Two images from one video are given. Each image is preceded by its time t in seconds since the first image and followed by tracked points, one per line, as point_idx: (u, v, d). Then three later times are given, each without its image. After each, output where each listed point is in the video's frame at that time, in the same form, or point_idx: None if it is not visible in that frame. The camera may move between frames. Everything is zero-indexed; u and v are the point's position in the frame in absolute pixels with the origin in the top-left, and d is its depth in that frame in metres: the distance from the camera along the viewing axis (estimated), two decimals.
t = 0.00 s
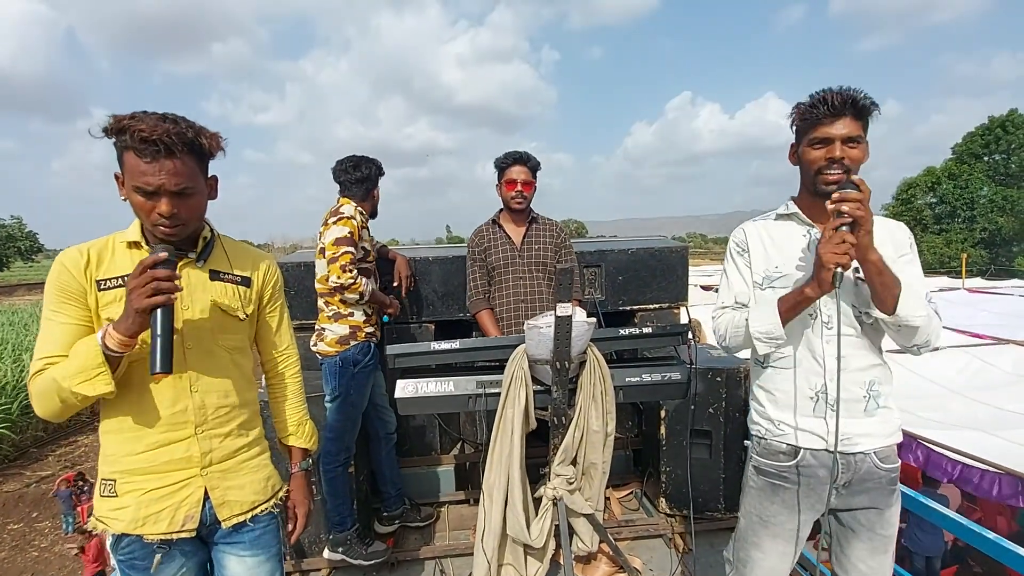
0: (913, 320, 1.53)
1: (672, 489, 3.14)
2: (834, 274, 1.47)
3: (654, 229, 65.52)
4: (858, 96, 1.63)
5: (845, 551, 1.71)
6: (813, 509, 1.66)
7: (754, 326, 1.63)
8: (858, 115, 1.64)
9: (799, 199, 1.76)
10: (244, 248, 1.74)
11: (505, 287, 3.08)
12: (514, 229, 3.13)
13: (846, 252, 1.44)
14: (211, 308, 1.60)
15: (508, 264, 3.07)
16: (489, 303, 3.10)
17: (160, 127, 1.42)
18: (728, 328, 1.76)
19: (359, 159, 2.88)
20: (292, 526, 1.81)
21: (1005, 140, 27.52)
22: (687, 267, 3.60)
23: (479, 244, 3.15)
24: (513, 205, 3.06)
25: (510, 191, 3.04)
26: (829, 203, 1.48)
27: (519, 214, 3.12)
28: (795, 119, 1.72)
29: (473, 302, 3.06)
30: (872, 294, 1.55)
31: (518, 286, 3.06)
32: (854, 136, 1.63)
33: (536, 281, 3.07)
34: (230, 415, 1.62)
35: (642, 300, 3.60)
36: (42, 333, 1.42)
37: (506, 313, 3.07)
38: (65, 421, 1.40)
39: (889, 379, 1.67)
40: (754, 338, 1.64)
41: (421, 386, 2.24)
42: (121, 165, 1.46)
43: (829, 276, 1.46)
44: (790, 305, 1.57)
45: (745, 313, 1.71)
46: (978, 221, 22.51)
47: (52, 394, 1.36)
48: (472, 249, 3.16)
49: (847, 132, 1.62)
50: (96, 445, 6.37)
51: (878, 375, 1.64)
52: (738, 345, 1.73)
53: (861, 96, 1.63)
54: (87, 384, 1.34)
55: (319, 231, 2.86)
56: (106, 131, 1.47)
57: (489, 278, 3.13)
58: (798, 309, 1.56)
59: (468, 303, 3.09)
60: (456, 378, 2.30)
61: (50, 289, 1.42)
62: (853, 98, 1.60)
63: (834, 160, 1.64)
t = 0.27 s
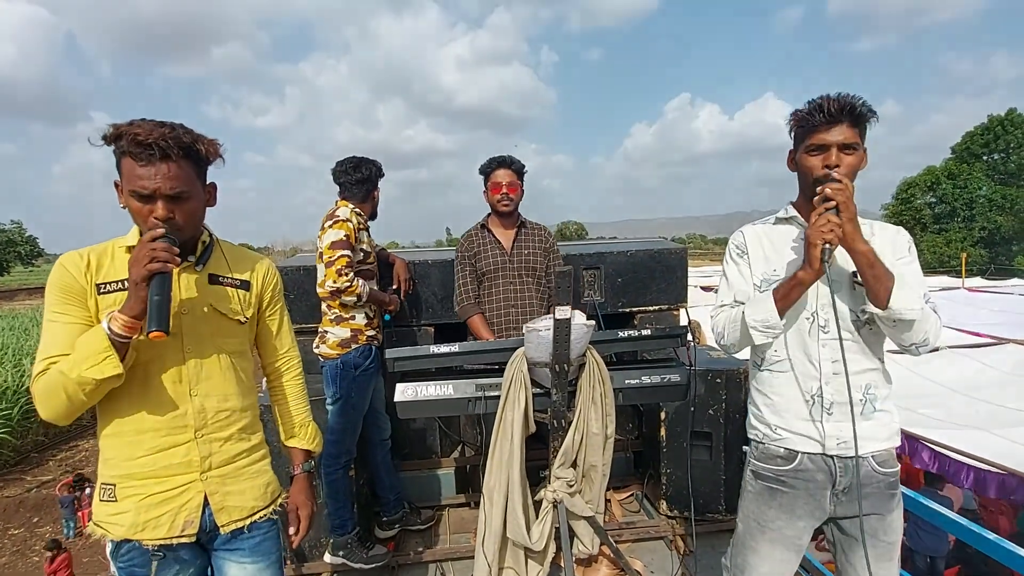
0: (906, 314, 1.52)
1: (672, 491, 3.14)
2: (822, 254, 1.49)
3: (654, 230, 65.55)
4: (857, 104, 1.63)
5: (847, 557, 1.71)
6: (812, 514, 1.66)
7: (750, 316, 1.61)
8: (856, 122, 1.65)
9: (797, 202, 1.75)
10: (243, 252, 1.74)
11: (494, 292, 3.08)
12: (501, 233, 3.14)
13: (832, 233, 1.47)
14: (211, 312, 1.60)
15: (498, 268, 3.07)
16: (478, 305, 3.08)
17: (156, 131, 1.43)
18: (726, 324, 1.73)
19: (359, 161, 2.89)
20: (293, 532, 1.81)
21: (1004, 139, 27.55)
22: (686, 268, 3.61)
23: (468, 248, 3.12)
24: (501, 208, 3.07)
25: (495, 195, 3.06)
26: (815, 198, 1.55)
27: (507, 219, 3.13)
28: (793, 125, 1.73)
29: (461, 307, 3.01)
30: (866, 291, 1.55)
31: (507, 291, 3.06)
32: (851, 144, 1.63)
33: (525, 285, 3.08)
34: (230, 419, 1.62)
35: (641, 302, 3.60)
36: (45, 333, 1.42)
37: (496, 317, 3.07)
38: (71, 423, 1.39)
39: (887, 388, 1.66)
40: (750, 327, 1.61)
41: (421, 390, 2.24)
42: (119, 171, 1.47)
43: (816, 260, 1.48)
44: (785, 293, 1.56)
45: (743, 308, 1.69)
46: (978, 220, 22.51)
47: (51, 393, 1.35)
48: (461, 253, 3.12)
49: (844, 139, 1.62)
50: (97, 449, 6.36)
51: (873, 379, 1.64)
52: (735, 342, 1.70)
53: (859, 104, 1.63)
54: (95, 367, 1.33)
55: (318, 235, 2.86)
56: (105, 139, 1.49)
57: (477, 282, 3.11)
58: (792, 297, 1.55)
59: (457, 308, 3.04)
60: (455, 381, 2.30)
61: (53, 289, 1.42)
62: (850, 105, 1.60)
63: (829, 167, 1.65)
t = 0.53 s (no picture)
0: (908, 309, 1.51)
1: (673, 492, 3.15)
2: (821, 251, 1.49)
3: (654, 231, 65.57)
4: (851, 104, 1.63)
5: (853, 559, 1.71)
6: (817, 514, 1.67)
7: (755, 318, 1.60)
8: (850, 121, 1.65)
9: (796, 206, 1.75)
10: (247, 257, 1.75)
11: (485, 295, 3.09)
12: (491, 235, 3.14)
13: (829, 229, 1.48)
14: (217, 316, 1.61)
15: (488, 271, 3.08)
16: (466, 310, 3.11)
17: (156, 130, 1.44)
18: (731, 327, 1.73)
19: (360, 162, 2.90)
20: (297, 533, 1.82)
21: (1004, 140, 27.57)
22: (687, 269, 3.61)
23: (458, 251, 3.12)
24: (490, 210, 3.08)
25: (484, 197, 3.07)
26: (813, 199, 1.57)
27: (496, 221, 3.13)
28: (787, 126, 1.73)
29: (449, 310, 3.06)
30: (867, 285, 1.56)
31: (498, 294, 3.07)
32: (846, 143, 1.64)
33: (515, 287, 3.08)
34: (237, 423, 1.62)
35: (642, 303, 3.61)
36: (53, 340, 1.43)
37: (486, 321, 3.09)
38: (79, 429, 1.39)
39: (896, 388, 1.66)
40: (756, 329, 1.60)
41: (421, 391, 2.24)
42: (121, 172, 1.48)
43: (817, 257, 1.48)
44: (788, 294, 1.55)
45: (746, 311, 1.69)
46: (978, 221, 22.52)
47: (62, 398, 1.35)
48: (450, 257, 3.13)
49: (839, 139, 1.63)
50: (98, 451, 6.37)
51: (883, 380, 1.65)
52: (742, 346, 1.69)
53: (853, 103, 1.63)
54: (100, 371, 1.33)
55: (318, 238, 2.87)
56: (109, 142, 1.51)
57: (467, 286, 3.13)
58: (794, 298, 1.55)
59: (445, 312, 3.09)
60: (456, 383, 2.30)
61: (59, 295, 1.43)
62: (844, 105, 1.61)
63: (826, 167, 1.65)
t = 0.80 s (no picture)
0: (911, 306, 1.51)
1: (675, 491, 3.15)
2: (825, 247, 1.49)
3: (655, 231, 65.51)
4: (853, 99, 1.63)
5: (855, 557, 1.71)
6: (817, 512, 1.67)
7: (757, 315, 1.60)
8: (853, 117, 1.65)
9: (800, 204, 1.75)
10: (247, 254, 1.75)
11: (480, 293, 3.10)
12: (485, 233, 3.14)
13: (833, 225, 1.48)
14: (217, 313, 1.61)
15: (483, 269, 3.09)
16: (461, 309, 3.12)
17: (156, 122, 1.44)
18: (734, 324, 1.72)
19: (360, 159, 2.89)
20: (296, 529, 1.83)
21: (1005, 139, 27.54)
22: (688, 268, 3.61)
23: (453, 250, 3.14)
24: (484, 208, 3.08)
25: (478, 193, 3.07)
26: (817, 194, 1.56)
27: (491, 219, 3.14)
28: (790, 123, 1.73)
29: (445, 309, 3.07)
30: (870, 282, 1.56)
31: (493, 292, 3.07)
32: (849, 139, 1.64)
33: (510, 285, 3.09)
34: (237, 420, 1.63)
35: (643, 302, 3.61)
36: (51, 336, 1.42)
37: (482, 319, 3.09)
38: (79, 425, 1.39)
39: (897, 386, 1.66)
40: (757, 326, 1.61)
41: (424, 389, 2.25)
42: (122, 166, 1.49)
43: (817, 253, 1.48)
44: (790, 291, 1.55)
45: (749, 308, 1.69)
46: (979, 221, 22.49)
47: (61, 394, 1.35)
48: (444, 256, 3.13)
49: (842, 135, 1.63)
50: (99, 450, 6.38)
51: (883, 377, 1.65)
52: (744, 343, 1.69)
53: (855, 99, 1.63)
54: (98, 362, 1.32)
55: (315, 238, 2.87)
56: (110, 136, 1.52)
57: (462, 285, 3.14)
58: (797, 294, 1.54)
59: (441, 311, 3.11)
60: (458, 381, 2.31)
61: (59, 291, 1.43)
62: (846, 101, 1.61)
63: (829, 164, 1.65)
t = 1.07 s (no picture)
0: (909, 308, 1.50)
1: (673, 490, 3.15)
2: (826, 244, 1.48)
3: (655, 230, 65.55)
4: (860, 97, 1.62)
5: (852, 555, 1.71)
6: (814, 508, 1.67)
7: (756, 310, 1.60)
8: (860, 115, 1.64)
9: (802, 200, 1.74)
10: (242, 250, 1.75)
11: (479, 290, 3.10)
12: (484, 231, 3.15)
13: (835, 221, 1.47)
14: (211, 309, 1.61)
15: (481, 267, 3.09)
16: (462, 307, 3.15)
17: (149, 116, 1.44)
18: (733, 320, 1.72)
19: (356, 157, 2.88)
20: (296, 527, 1.82)
21: (1006, 139, 27.53)
22: (688, 266, 3.61)
23: (453, 249, 3.17)
24: (479, 208, 3.08)
25: (469, 193, 3.08)
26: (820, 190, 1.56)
27: (490, 217, 3.14)
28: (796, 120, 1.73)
29: (445, 307, 3.13)
30: (868, 282, 1.56)
31: (490, 290, 3.07)
32: (855, 137, 1.63)
33: (508, 283, 3.08)
34: (232, 416, 1.62)
35: (643, 300, 3.60)
36: (46, 333, 1.42)
37: (480, 317, 3.10)
38: (77, 420, 1.38)
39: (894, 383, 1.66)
40: (756, 322, 1.60)
41: (422, 387, 2.24)
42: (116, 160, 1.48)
43: (819, 250, 1.47)
44: (790, 287, 1.55)
45: (748, 303, 1.68)
46: (979, 220, 22.48)
47: (56, 389, 1.34)
48: (445, 255, 3.19)
49: (847, 133, 1.62)
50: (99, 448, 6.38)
51: (879, 375, 1.64)
52: (742, 338, 1.69)
53: (862, 97, 1.62)
54: (92, 356, 1.32)
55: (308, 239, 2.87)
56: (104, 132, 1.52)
57: (462, 282, 3.16)
58: (797, 290, 1.54)
59: (442, 309, 3.16)
60: (457, 379, 2.31)
61: (53, 288, 1.43)
62: (852, 98, 1.60)
63: (834, 161, 1.64)
